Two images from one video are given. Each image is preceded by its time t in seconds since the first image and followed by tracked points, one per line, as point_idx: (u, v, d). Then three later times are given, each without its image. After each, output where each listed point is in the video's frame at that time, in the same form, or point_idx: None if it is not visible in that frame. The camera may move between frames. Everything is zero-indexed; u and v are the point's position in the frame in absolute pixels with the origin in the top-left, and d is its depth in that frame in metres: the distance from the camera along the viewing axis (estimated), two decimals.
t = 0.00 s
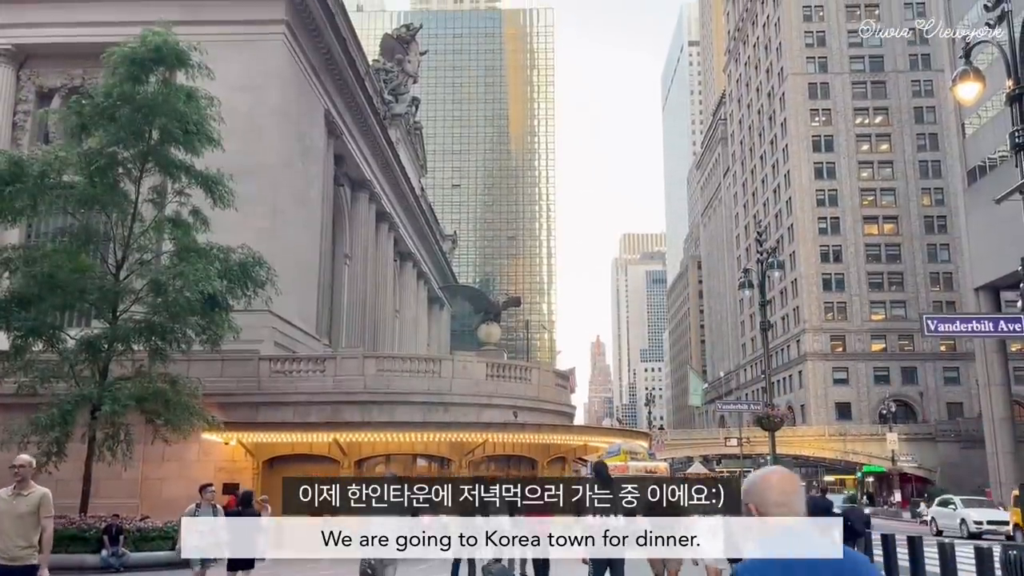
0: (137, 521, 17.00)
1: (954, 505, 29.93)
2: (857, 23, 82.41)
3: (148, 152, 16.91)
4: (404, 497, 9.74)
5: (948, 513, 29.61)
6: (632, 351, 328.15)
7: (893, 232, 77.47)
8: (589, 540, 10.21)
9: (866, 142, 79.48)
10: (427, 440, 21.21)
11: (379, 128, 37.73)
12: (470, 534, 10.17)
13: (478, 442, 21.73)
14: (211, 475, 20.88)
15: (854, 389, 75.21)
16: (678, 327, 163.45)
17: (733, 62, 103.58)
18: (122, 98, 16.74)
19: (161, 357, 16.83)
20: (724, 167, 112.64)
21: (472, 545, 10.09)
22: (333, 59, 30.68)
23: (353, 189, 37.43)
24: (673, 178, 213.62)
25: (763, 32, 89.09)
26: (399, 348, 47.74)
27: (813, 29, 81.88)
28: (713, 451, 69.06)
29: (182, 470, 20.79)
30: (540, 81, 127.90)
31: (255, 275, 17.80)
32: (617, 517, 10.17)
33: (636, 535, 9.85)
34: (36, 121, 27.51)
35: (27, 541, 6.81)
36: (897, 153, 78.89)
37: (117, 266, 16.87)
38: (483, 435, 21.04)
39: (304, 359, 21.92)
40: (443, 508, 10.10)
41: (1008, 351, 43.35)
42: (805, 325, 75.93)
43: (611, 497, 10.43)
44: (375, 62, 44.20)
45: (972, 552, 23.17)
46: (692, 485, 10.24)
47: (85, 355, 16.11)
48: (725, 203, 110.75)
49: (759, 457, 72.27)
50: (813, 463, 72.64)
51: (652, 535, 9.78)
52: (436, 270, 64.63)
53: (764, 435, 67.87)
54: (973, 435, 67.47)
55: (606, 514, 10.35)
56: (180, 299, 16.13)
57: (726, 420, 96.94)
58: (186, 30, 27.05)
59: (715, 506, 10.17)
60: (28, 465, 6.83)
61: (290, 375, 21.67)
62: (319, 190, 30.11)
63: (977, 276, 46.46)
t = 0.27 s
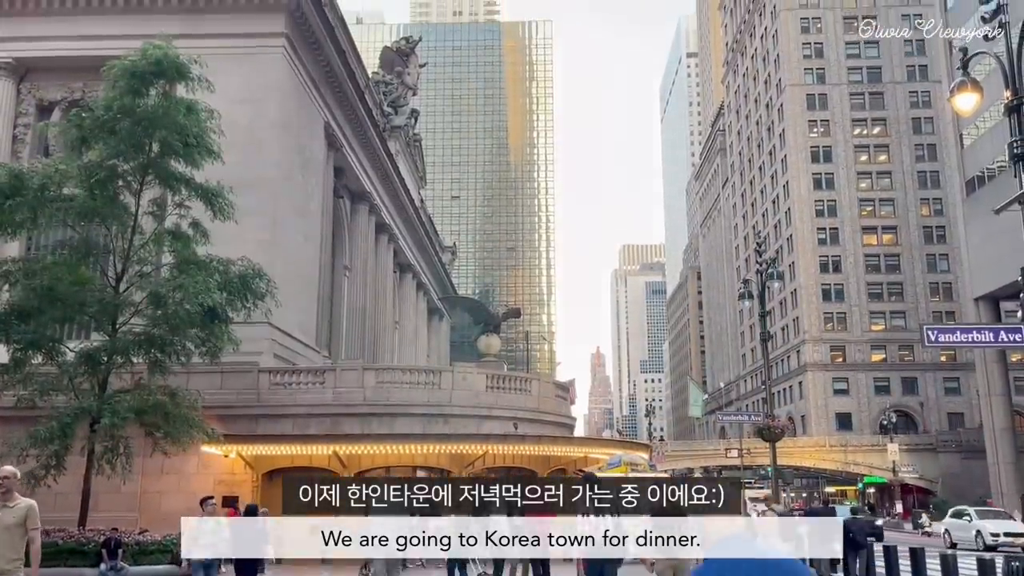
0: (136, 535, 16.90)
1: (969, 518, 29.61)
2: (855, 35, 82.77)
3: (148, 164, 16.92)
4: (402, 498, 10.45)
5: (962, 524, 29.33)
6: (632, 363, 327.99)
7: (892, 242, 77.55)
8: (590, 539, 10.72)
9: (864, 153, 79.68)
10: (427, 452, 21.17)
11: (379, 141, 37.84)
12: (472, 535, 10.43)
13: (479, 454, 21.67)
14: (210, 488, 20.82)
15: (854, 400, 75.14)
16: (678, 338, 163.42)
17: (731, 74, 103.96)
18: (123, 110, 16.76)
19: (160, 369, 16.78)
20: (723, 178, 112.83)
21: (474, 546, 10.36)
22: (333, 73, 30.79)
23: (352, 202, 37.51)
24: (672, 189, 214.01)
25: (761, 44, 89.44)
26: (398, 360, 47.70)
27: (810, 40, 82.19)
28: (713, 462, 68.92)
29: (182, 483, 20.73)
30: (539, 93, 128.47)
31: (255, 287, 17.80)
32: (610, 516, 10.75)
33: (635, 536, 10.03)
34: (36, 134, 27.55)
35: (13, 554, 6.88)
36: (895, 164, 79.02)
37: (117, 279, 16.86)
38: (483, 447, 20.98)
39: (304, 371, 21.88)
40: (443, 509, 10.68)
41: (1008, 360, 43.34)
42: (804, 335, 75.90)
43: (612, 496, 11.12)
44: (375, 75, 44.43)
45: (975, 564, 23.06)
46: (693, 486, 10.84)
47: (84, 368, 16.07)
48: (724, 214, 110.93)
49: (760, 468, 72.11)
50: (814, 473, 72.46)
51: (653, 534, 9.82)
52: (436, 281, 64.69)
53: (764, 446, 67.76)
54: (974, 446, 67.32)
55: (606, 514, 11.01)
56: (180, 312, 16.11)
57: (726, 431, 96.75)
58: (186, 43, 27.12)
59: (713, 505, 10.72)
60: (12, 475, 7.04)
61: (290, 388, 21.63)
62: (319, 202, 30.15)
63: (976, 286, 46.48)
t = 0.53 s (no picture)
0: (136, 550, 16.83)
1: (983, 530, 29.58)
2: (852, 48, 83.11)
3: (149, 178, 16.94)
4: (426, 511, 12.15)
5: (977, 537, 29.28)
6: (632, 376, 327.61)
7: (892, 254, 77.61)
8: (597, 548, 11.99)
9: (863, 166, 79.87)
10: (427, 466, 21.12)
11: (379, 154, 37.94)
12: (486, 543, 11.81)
13: (479, 468, 21.60)
14: (210, 502, 20.73)
15: (855, 412, 75.03)
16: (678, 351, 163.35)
17: (729, 87, 104.33)
18: (123, 125, 16.80)
19: (160, 383, 16.75)
20: (722, 191, 113.00)
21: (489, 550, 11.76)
22: (333, 87, 30.90)
23: (352, 215, 37.58)
24: (671, 202, 214.39)
25: (760, 57, 89.76)
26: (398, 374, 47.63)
27: (809, 53, 82.44)
28: (714, 475, 68.71)
29: (181, 497, 20.61)
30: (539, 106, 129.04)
31: (255, 300, 17.80)
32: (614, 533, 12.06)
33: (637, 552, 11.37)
34: (36, 149, 27.57)
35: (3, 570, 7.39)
36: (894, 176, 79.15)
37: (117, 293, 16.86)
38: (483, 461, 20.90)
39: (304, 386, 21.85)
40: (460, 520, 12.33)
41: (1009, 372, 43.32)
42: (804, 348, 75.83)
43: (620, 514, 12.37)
44: (375, 88, 44.61)
45: None
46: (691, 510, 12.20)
47: (84, 383, 16.04)
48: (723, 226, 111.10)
49: (761, 481, 71.87)
50: (815, 486, 72.23)
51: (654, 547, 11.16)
52: (435, 294, 64.71)
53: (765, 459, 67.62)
54: (975, 458, 67.14)
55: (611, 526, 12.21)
56: (180, 326, 16.09)
57: (727, 444, 96.51)
58: (186, 58, 27.22)
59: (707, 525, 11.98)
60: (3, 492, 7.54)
61: (289, 402, 21.60)
62: (319, 216, 30.21)
63: (977, 298, 46.48)
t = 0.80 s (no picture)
0: (135, 567, 16.68)
1: (1002, 545, 29.39)
2: (851, 62, 83.46)
3: (149, 194, 16.97)
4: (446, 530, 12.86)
5: (997, 553, 29.04)
6: (633, 390, 327.21)
7: (892, 267, 77.65)
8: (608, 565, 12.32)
9: (862, 179, 80.03)
10: (427, 481, 21.06)
11: (379, 169, 38.01)
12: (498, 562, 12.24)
13: (479, 483, 21.52)
14: (209, 519, 20.62)
15: (857, 426, 74.86)
16: (679, 364, 163.09)
17: (728, 101, 104.70)
18: (125, 141, 16.85)
19: (160, 399, 16.71)
20: (722, 204, 113.19)
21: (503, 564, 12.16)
22: (333, 102, 31.01)
23: (353, 230, 37.58)
24: (671, 216, 214.72)
25: (758, 72, 90.13)
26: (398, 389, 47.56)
27: (807, 68, 82.66)
28: (716, 489, 68.47)
29: (180, 514, 20.54)
30: (539, 121, 129.39)
31: (255, 315, 17.81)
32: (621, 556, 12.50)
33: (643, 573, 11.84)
34: (38, 165, 27.65)
35: None
36: (894, 190, 79.22)
37: (117, 309, 16.85)
38: (483, 475, 20.82)
39: (304, 401, 21.77)
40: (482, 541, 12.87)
41: (1011, 386, 43.29)
42: (805, 361, 75.71)
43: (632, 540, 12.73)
44: (375, 104, 44.73)
45: None
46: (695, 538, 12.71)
47: (84, 400, 16.00)
48: (724, 240, 111.18)
49: (763, 495, 71.56)
50: (818, 501, 71.91)
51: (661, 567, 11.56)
52: (436, 309, 64.69)
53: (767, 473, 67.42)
54: (978, 472, 66.90)
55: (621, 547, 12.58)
56: (180, 341, 16.04)
57: (729, 458, 96.18)
58: (187, 75, 27.34)
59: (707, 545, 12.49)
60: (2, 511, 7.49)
61: (289, 417, 21.51)
62: (320, 230, 30.26)
63: (977, 312, 46.42)
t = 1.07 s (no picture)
0: None
1: None
2: (850, 78, 83.77)
3: (151, 210, 17.00)
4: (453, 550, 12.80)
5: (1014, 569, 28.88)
6: (635, 405, 326.36)
7: (894, 282, 77.63)
8: None
9: (863, 194, 80.14)
10: (428, 497, 20.98)
11: (380, 185, 38.08)
12: None
13: (481, 500, 21.44)
14: (209, 536, 20.52)
15: (860, 441, 74.60)
16: (681, 379, 162.80)
17: (729, 117, 105.02)
18: (128, 157, 16.91)
19: (161, 416, 16.67)
20: (722, 220, 113.32)
21: None
22: (335, 119, 31.10)
23: (354, 246, 37.58)
24: (672, 231, 214.92)
25: (758, 87, 90.48)
26: (400, 406, 47.44)
27: (807, 83, 82.99)
28: (719, 506, 68.16)
29: (181, 531, 20.44)
30: (539, 137, 129.64)
31: (256, 332, 17.78)
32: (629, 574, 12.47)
33: None
34: (40, 181, 27.70)
35: None
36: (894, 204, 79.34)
37: (119, 325, 16.84)
38: (484, 492, 20.73)
39: (305, 417, 21.74)
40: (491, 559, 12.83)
41: (1014, 401, 43.15)
42: (807, 376, 75.56)
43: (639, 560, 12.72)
44: (376, 120, 44.86)
45: None
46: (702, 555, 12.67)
47: (84, 417, 15.97)
48: (724, 255, 111.23)
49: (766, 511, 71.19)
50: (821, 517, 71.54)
51: None
52: (437, 325, 64.60)
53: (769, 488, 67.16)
54: (982, 487, 66.59)
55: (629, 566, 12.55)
56: (181, 358, 16.00)
57: (731, 474, 95.80)
58: (189, 92, 27.47)
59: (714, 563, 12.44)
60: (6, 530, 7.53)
61: (290, 434, 21.47)
62: (321, 247, 30.31)
63: (979, 326, 46.33)
